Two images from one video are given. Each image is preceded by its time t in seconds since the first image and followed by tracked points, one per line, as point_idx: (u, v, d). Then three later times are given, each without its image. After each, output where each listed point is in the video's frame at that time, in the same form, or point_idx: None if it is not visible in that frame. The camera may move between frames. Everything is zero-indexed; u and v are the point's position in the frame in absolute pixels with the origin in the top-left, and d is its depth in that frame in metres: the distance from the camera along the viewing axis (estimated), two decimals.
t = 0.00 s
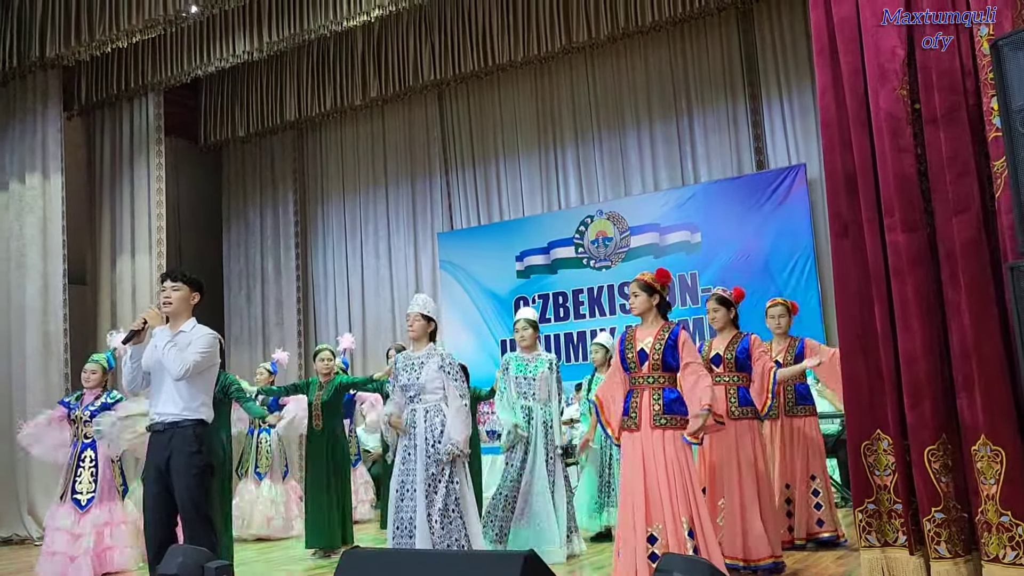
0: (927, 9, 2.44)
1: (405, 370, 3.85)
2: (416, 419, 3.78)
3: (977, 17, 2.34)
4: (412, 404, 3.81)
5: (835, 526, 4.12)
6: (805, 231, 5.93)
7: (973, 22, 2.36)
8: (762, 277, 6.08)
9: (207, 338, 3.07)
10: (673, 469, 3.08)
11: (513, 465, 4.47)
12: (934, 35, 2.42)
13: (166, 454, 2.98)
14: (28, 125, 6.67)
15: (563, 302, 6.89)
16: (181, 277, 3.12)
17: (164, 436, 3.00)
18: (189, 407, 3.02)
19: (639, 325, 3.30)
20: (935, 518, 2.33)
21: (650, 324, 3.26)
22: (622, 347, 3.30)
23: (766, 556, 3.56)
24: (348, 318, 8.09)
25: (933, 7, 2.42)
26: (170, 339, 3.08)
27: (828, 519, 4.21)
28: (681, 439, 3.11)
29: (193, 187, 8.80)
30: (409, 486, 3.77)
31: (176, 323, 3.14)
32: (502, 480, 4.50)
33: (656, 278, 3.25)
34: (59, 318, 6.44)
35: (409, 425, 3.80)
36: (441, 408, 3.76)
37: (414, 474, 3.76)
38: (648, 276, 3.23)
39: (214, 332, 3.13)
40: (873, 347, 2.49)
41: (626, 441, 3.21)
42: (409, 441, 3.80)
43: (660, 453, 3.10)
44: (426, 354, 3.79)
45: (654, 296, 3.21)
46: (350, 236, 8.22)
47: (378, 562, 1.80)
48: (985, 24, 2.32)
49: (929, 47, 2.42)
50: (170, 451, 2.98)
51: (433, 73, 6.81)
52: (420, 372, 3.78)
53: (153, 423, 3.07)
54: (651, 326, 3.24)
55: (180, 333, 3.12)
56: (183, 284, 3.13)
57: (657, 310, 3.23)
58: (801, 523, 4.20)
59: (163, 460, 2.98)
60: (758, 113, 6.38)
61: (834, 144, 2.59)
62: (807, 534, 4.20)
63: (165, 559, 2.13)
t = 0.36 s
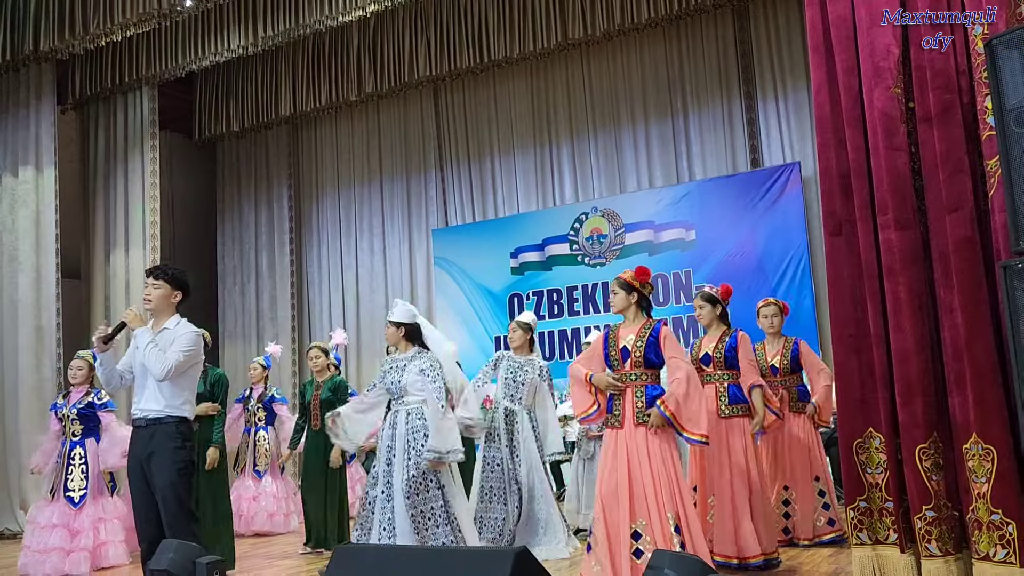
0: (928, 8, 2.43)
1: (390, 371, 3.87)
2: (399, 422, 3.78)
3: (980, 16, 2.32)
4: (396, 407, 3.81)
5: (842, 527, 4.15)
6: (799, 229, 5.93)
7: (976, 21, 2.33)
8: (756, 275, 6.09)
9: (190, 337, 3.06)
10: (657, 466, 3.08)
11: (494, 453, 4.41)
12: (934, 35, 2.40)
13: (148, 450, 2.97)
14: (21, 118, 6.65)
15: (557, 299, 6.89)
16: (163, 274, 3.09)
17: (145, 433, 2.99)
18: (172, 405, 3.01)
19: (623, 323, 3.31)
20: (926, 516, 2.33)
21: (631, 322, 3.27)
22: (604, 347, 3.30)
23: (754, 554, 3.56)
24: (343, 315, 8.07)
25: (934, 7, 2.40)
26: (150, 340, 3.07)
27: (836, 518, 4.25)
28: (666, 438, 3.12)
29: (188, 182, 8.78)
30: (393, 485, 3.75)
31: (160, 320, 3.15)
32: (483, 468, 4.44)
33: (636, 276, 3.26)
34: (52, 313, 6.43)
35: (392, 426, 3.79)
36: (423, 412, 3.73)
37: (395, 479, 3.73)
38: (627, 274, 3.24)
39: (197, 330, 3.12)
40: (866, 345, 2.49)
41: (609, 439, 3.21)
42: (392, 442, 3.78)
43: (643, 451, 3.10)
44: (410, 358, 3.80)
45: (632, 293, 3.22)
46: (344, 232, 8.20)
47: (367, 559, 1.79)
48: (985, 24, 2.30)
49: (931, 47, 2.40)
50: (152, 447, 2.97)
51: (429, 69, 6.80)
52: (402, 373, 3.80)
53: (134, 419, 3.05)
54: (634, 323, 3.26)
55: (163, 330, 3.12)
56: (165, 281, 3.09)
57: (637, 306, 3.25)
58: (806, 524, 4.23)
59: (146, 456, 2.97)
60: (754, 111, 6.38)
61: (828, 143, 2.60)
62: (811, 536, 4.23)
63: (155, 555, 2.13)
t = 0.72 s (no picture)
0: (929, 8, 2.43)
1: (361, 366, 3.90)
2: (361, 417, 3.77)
3: (977, 17, 2.34)
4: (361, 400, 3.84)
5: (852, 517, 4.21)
6: (807, 224, 5.92)
7: (974, 22, 2.35)
8: (763, 269, 6.07)
9: (190, 328, 3.07)
10: (625, 469, 3.09)
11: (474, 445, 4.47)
12: (933, 35, 2.40)
13: (152, 442, 2.98)
14: (29, 110, 6.66)
15: (564, 293, 6.88)
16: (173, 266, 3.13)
17: (150, 424, 3.01)
18: (175, 396, 3.02)
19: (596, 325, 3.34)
20: (932, 511, 2.33)
21: (604, 324, 3.30)
22: (576, 346, 3.32)
23: (760, 551, 3.57)
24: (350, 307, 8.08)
25: (933, 7, 2.41)
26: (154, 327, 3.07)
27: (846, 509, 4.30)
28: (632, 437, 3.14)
29: (195, 174, 8.80)
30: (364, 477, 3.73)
31: (165, 309, 3.15)
32: (463, 459, 4.49)
33: (612, 279, 3.28)
34: (60, 304, 6.45)
35: (357, 420, 3.79)
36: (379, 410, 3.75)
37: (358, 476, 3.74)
38: (603, 278, 3.27)
39: (200, 321, 3.12)
40: (872, 339, 2.48)
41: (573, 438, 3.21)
42: (358, 434, 3.79)
43: (608, 453, 3.10)
44: (380, 354, 3.82)
45: (607, 295, 3.24)
46: (352, 225, 8.21)
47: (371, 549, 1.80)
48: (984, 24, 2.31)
49: (930, 47, 2.41)
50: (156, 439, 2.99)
51: (435, 62, 6.79)
52: (370, 368, 3.83)
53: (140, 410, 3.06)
54: (606, 326, 3.28)
55: (167, 320, 3.14)
56: (173, 273, 3.14)
57: (611, 310, 3.27)
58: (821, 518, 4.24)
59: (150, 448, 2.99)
60: (762, 105, 6.35)
61: (836, 136, 2.58)
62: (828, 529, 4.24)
63: (161, 544, 2.13)
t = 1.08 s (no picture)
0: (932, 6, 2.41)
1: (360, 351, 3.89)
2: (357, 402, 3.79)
3: (976, 17, 2.33)
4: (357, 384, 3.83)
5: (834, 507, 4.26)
6: (825, 215, 5.88)
7: (974, 22, 2.33)
8: (782, 260, 6.03)
9: (216, 315, 3.10)
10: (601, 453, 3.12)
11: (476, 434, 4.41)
12: (933, 35, 2.40)
13: (185, 429, 3.02)
14: (48, 103, 6.71)
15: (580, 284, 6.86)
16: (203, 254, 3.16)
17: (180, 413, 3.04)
18: (204, 385, 3.05)
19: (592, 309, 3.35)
20: (952, 503, 2.31)
21: (601, 311, 3.30)
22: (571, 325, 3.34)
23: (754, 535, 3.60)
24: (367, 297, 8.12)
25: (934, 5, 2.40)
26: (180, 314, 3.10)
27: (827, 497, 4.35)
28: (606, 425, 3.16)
29: (213, 166, 8.84)
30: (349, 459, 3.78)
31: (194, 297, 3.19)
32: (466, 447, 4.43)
33: (606, 267, 3.28)
34: (80, 295, 6.52)
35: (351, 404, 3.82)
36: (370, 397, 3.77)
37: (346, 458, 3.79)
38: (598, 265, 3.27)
39: (226, 309, 3.15)
40: (893, 330, 2.46)
41: (562, 419, 3.25)
42: (350, 418, 3.81)
43: (588, 434, 3.15)
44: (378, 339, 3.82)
45: (603, 285, 3.25)
46: (368, 217, 8.23)
47: (389, 538, 1.81)
48: (985, 24, 2.32)
49: (931, 47, 2.41)
50: (188, 429, 3.02)
51: (452, 53, 6.78)
52: (367, 353, 3.82)
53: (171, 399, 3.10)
54: (603, 312, 3.28)
55: (195, 308, 3.17)
56: (203, 261, 3.16)
57: (608, 297, 3.28)
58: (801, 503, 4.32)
59: (182, 437, 3.03)
60: (780, 95, 6.31)
61: (856, 125, 2.55)
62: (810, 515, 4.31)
63: (182, 533, 2.15)
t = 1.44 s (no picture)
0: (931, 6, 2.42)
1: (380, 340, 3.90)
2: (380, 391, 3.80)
3: (977, 17, 2.35)
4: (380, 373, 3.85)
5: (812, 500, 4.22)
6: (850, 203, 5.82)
7: (975, 22, 2.35)
8: (806, 249, 5.98)
9: (247, 305, 3.10)
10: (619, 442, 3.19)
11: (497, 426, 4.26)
12: (933, 35, 2.41)
13: (214, 416, 3.05)
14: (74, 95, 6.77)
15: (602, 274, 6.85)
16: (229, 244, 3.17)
17: (210, 401, 3.07)
18: (234, 372, 3.07)
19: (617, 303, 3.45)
20: (982, 492, 2.28)
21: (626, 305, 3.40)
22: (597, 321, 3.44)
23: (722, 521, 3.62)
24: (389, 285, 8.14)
25: (933, 6, 2.41)
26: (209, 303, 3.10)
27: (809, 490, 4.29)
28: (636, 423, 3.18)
29: (236, 157, 8.88)
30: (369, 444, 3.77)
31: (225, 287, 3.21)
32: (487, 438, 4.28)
33: (629, 262, 3.35)
34: (106, 286, 6.58)
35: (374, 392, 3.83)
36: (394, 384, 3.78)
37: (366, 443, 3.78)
38: (620, 262, 3.35)
39: (256, 298, 3.15)
40: (921, 318, 2.43)
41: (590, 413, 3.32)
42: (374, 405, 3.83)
43: (614, 422, 3.23)
44: (396, 327, 3.84)
45: (629, 281, 3.34)
46: (390, 207, 8.24)
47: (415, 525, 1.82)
48: (984, 24, 2.34)
49: (930, 48, 2.41)
50: (217, 416, 3.05)
51: (474, 43, 6.77)
52: (386, 342, 3.84)
53: (201, 387, 3.13)
54: (629, 307, 3.37)
55: (226, 298, 3.18)
56: (227, 251, 3.17)
57: (634, 292, 3.38)
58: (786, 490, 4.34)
59: (211, 423, 3.06)
60: (805, 83, 6.25)
61: (884, 111, 2.52)
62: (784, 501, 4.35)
63: (210, 519, 2.17)
